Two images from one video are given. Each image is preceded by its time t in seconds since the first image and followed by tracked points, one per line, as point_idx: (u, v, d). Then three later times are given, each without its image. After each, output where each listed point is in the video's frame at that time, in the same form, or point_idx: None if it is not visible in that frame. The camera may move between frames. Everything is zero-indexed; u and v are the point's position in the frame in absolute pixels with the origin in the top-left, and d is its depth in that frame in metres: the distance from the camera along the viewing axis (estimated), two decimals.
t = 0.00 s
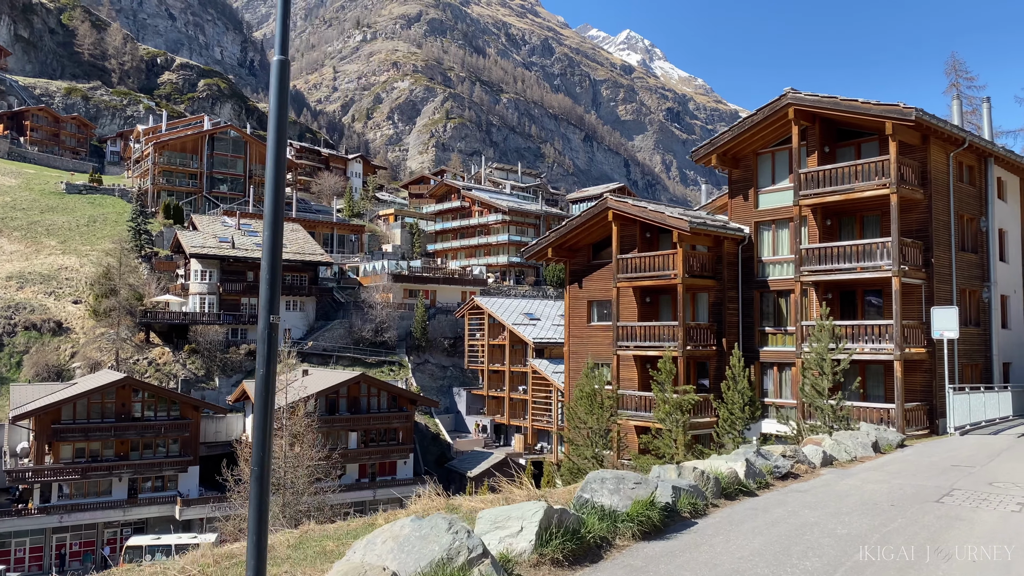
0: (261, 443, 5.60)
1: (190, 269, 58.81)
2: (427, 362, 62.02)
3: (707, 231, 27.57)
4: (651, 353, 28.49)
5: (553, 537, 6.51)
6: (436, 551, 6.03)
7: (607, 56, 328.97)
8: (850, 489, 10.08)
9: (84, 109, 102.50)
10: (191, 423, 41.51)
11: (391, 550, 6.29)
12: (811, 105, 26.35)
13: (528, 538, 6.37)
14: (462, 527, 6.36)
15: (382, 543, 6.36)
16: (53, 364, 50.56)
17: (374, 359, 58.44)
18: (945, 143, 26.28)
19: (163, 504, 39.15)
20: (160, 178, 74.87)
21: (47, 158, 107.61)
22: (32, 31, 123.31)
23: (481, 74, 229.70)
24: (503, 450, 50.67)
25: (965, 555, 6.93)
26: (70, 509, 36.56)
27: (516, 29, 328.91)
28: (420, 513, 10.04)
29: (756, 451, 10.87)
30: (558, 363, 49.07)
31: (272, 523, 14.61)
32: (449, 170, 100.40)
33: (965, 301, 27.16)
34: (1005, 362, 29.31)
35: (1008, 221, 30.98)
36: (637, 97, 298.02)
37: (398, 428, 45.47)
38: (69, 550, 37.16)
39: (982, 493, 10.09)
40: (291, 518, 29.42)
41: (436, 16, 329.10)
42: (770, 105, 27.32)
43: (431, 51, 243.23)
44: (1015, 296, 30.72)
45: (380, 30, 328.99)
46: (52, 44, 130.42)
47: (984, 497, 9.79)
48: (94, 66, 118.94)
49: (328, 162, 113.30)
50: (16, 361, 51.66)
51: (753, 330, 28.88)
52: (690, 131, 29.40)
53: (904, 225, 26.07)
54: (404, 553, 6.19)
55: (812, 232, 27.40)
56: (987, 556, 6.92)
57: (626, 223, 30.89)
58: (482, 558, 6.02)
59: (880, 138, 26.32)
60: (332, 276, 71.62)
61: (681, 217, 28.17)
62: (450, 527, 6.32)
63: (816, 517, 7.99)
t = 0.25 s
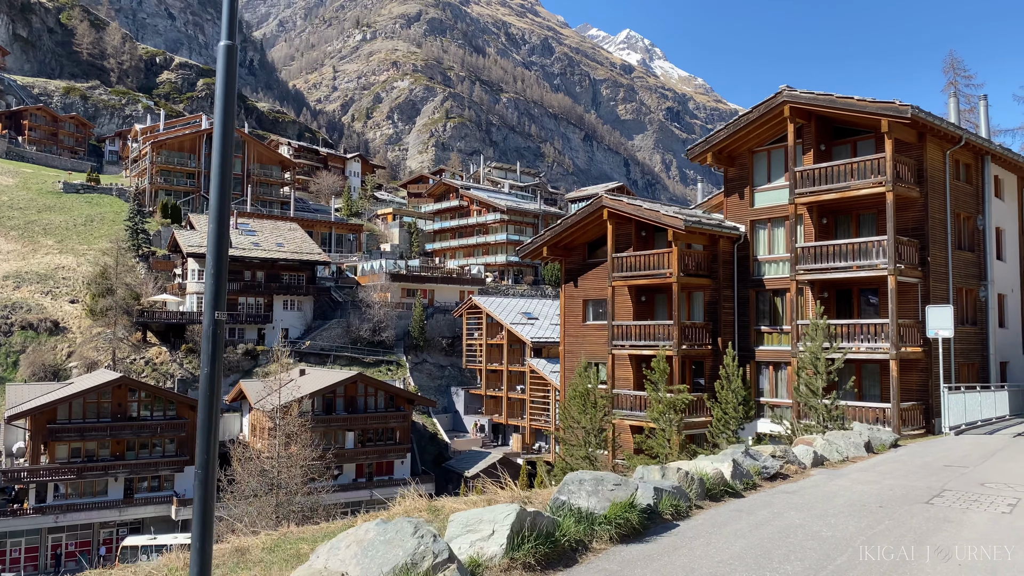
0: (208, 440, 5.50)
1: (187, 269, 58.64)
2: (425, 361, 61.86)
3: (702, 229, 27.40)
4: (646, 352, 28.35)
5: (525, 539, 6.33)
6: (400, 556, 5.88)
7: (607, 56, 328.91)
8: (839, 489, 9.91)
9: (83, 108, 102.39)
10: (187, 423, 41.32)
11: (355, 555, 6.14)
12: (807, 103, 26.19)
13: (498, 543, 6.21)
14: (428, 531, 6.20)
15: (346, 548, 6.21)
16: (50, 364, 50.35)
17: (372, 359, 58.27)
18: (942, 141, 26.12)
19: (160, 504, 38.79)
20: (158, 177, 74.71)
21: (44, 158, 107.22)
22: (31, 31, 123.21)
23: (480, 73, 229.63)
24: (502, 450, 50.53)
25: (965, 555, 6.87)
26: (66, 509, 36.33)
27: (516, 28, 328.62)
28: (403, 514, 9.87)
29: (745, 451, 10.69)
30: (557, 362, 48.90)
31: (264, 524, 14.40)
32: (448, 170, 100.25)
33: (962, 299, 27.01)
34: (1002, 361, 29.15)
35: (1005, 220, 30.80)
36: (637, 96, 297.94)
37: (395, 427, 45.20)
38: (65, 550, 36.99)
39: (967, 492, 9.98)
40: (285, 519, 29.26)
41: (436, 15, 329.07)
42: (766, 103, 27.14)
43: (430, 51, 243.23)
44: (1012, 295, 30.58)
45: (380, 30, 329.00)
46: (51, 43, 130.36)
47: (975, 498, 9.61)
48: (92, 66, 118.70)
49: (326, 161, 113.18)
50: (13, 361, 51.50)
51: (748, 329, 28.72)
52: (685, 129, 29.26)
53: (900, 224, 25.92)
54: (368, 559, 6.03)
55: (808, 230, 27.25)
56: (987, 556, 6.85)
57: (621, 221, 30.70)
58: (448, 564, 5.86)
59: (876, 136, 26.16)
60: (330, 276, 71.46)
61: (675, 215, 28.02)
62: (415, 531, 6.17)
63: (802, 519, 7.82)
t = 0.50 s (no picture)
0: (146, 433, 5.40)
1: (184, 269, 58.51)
2: (423, 362, 61.70)
3: (696, 228, 27.27)
4: (640, 352, 28.20)
5: (492, 542, 6.20)
6: (358, 560, 5.73)
7: (606, 56, 328.97)
8: (825, 490, 9.76)
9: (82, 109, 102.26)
10: (183, 424, 41.17)
11: (312, 559, 6.00)
12: (801, 101, 26.04)
13: (464, 546, 6.05)
14: (388, 534, 6.07)
15: (304, 551, 6.06)
16: (46, 364, 50.19)
17: (369, 359, 58.11)
18: (937, 139, 25.97)
19: (156, 505, 38.48)
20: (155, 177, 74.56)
21: (43, 158, 107.11)
22: (31, 32, 123.18)
23: (480, 74, 229.69)
24: (499, 451, 50.37)
25: (964, 554, 6.83)
26: (61, 510, 36.14)
27: (515, 28, 328.79)
28: (382, 517, 9.70)
29: (730, 452, 10.54)
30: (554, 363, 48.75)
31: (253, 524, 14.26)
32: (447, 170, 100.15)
33: (957, 299, 26.88)
34: (998, 361, 29.00)
35: (1001, 219, 30.65)
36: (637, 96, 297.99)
37: (392, 428, 45.09)
38: (60, 551, 36.71)
39: (956, 494, 9.81)
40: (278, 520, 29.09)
41: (435, 16, 329.13)
42: (760, 101, 26.99)
43: (430, 51, 243.29)
44: (1008, 295, 30.43)
45: (379, 31, 329.12)
46: (50, 44, 130.27)
47: (964, 500, 9.44)
48: (91, 66, 118.66)
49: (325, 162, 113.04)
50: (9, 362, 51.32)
51: (743, 328, 28.56)
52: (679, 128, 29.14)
53: (895, 223, 25.77)
54: (325, 562, 5.88)
55: (802, 229, 27.10)
56: (987, 556, 6.81)
57: (615, 221, 30.56)
58: (407, 568, 5.72)
59: (870, 134, 26.02)
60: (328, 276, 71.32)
61: (669, 215, 27.87)
62: (375, 534, 6.04)
63: (783, 520, 7.66)
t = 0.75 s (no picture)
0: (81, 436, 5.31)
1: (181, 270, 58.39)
2: (421, 363, 61.54)
3: (691, 228, 27.14)
4: (635, 353, 28.05)
5: (459, 549, 6.04)
6: (314, 568, 5.59)
7: (606, 57, 328.94)
8: (812, 493, 9.61)
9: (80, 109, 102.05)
10: (179, 425, 41.01)
11: (269, 567, 5.85)
12: (795, 100, 25.88)
13: (429, 553, 5.88)
14: (346, 542, 5.94)
15: (259, 560, 5.93)
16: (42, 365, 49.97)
17: (366, 360, 57.97)
18: (932, 138, 25.82)
19: (151, 506, 38.45)
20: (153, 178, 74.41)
21: (40, 159, 106.88)
22: (29, 32, 122.98)
23: (480, 74, 229.61)
24: (497, 452, 50.24)
25: (964, 555, 6.90)
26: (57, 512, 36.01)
27: (515, 29, 328.78)
28: (361, 522, 9.53)
29: (716, 455, 10.39)
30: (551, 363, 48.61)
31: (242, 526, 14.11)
32: (445, 171, 100.06)
33: (953, 299, 26.75)
34: (994, 362, 28.85)
35: (998, 218, 30.50)
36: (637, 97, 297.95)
37: (388, 429, 44.98)
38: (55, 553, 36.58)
39: (945, 497, 9.67)
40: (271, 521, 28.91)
41: (435, 17, 329.07)
42: (754, 101, 26.85)
43: (430, 52, 243.30)
44: (1005, 295, 30.30)
45: (379, 31, 328.99)
46: (48, 45, 130.02)
47: (953, 502, 9.26)
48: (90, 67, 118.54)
49: (323, 162, 112.87)
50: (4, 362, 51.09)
51: (738, 329, 28.41)
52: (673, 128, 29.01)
53: (890, 223, 25.63)
54: (281, 570, 5.74)
55: (797, 229, 26.96)
56: (987, 556, 6.88)
57: (610, 221, 30.41)
58: None
59: (866, 134, 25.90)
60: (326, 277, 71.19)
61: (664, 214, 27.71)
62: (332, 542, 5.91)
63: (764, 525, 7.51)
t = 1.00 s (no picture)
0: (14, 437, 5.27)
1: (178, 270, 58.23)
2: (419, 363, 61.40)
3: (686, 227, 26.99)
4: (630, 353, 27.89)
5: (423, 551, 5.89)
6: (271, 572, 5.47)
7: (606, 57, 329.00)
8: (799, 493, 9.48)
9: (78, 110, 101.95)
10: (175, 424, 40.80)
11: (225, 570, 5.73)
12: (790, 98, 25.72)
13: (393, 556, 5.73)
14: (305, 544, 5.83)
15: (216, 563, 5.79)
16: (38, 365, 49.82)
17: (364, 360, 57.80)
18: (928, 137, 25.68)
19: (147, 506, 38.18)
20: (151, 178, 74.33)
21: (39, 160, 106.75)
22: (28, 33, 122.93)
23: (480, 74, 229.53)
24: (494, 452, 50.09)
25: (964, 555, 6.84)
26: (52, 512, 35.89)
27: (515, 29, 328.77)
28: (341, 523, 9.38)
29: (703, 454, 10.24)
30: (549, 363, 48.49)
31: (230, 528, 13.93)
32: (444, 171, 99.95)
33: (949, 298, 26.62)
34: (991, 362, 28.70)
35: (995, 218, 30.34)
36: (637, 97, 297.85)
37: (386, 429, 44.60)
38: (51, 553, 36.47)
39: (934, 497, 9.51)
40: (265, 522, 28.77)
41: (435, 17, 329.19)
42: (749, 99, 26.69)
43: (430, 52, 243.31)
44: (1002, 294, 30.16)
45: (379, 31, 329.09)
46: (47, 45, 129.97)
47: (943, 503, 9.14)
48: (89, 67, 118.42)
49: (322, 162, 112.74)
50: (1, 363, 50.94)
51: (734, 328, 28.25)
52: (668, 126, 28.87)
53: (886, 222, 25.50)
54: (237, 573, 5.62)
55: (792, 228, 26.81)
56: (987, 556, 6.82)
57: (605, 220, 30.25)
58: None
59: (861, 132, 25.74)
60: (324, 277, 71.05)
61: (659, 213, 27.55)
62: (291, 545, 5.78)
63: (746, 527, 7.36)
